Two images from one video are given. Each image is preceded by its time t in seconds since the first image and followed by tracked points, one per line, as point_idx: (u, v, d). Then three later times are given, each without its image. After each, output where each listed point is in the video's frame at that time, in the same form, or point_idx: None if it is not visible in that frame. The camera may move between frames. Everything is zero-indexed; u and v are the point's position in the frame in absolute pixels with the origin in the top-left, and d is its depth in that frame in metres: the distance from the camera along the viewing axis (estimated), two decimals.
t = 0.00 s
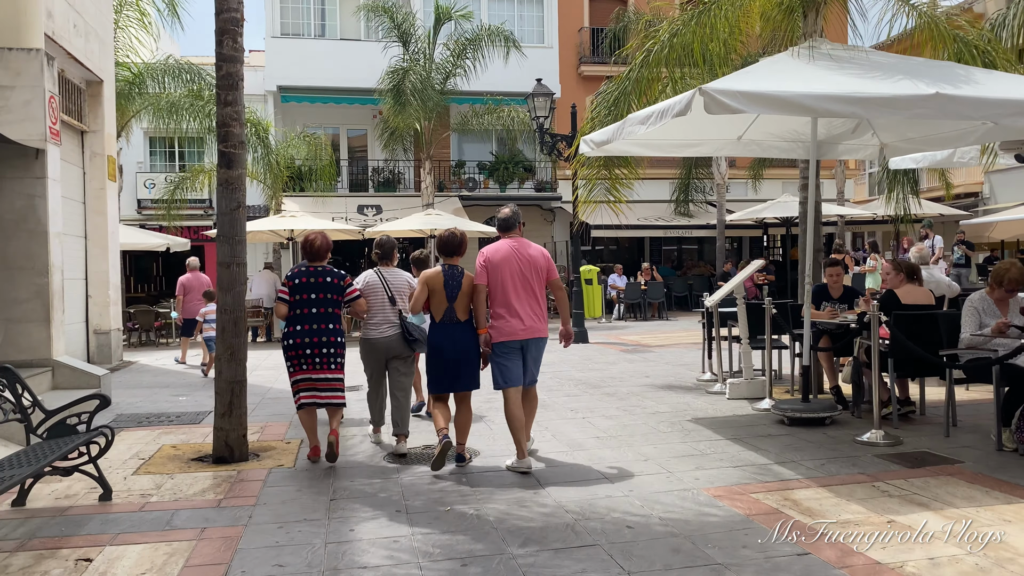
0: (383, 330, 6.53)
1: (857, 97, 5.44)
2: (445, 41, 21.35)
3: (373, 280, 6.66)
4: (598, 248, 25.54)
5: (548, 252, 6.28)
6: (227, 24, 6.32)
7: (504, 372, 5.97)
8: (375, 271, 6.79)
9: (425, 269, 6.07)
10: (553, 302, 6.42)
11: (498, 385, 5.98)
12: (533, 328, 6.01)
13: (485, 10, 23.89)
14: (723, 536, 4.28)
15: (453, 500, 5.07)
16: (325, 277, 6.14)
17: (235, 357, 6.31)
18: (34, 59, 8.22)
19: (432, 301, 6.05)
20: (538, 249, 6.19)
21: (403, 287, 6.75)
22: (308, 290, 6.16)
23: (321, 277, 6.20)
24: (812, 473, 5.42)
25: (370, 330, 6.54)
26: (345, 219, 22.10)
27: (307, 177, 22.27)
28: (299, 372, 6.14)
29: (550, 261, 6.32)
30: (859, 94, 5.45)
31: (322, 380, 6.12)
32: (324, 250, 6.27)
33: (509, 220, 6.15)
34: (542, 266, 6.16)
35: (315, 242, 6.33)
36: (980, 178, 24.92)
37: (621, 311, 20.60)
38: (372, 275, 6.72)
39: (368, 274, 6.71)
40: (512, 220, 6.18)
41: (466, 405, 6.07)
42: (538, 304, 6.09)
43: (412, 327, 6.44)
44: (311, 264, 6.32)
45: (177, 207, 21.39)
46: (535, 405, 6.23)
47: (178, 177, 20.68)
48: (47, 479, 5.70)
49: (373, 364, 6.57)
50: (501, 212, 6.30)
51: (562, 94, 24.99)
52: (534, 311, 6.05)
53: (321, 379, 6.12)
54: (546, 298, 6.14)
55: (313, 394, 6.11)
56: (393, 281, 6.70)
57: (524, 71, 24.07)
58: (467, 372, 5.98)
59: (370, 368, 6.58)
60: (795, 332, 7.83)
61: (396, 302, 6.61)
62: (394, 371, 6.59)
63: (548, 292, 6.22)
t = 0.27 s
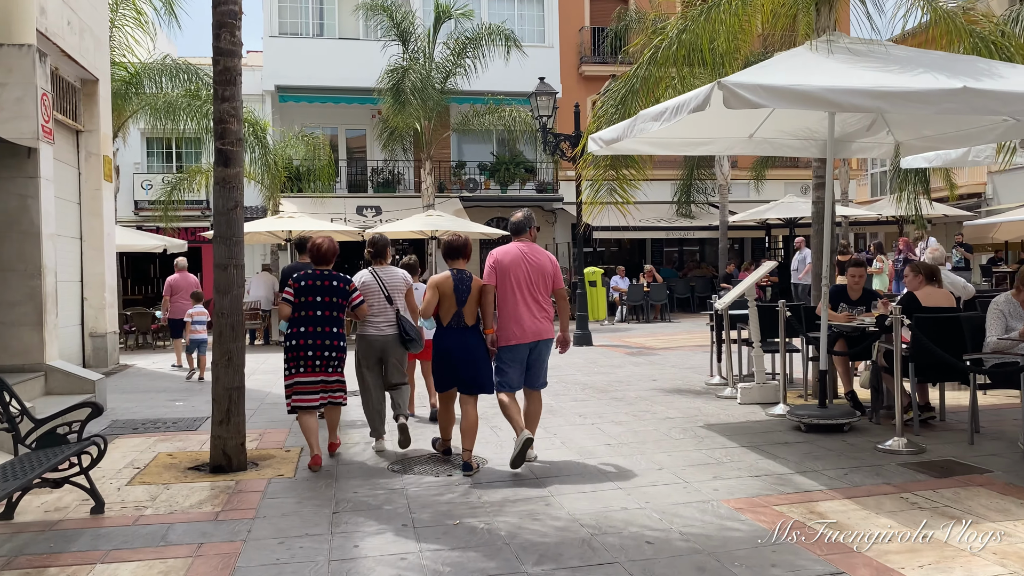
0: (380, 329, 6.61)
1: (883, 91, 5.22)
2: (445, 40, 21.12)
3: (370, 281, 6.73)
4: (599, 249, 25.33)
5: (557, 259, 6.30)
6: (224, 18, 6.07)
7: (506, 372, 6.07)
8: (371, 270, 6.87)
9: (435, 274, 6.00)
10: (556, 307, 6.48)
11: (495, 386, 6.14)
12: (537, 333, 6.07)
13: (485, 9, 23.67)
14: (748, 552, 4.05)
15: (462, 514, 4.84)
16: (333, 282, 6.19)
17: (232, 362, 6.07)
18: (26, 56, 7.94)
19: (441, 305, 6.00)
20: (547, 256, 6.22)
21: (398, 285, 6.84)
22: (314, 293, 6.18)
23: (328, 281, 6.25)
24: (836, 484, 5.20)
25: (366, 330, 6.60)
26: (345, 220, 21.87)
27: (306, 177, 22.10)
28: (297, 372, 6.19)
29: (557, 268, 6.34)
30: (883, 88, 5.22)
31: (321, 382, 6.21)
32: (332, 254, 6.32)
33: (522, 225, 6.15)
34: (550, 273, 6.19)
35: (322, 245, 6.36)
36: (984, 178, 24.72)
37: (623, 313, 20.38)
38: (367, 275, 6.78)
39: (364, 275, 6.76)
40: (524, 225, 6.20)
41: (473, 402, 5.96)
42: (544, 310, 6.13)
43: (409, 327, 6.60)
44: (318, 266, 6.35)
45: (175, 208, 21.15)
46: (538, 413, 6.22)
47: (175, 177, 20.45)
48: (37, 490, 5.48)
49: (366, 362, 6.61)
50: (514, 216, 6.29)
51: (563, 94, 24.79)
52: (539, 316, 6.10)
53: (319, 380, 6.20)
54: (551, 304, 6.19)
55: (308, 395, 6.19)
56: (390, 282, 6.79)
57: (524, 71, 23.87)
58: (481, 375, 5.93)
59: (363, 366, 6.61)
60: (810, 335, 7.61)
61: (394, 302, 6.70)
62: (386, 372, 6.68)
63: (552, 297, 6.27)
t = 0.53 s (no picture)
0: (373, 333, 6.51)
1: (896, 87, 5.06)
2: (438, 41, 20.91)
3: (362, 285, 6.62)
4: (593, 251, 25.17)
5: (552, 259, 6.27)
6: (213, 11, 5.85)
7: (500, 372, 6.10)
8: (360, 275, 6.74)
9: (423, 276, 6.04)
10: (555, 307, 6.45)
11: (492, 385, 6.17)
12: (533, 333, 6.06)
13: (478, 10, 23.48)
14: (764, 567, 3.88)
15: (462, 526, 4.65)
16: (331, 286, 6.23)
17: (222, 369, 5.86)
18: (9, 53, 7.68)
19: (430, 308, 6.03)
20: (541, 256, 6.20)
21: (392, 291, 6.70)
22: (312, 295, 6.25)
23: (326, 284, 6.28)
24: (848, 492, 5.03)
25: (360, 333, 6.47)
26: (336, 222, 21.64)
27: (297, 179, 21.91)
28: (297, 374, 6.28)
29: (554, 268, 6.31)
30: (894, 83, 5.05)
31: (319, 383, 6.31)
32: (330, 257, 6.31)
33: (515, 226, 6.15)
34: (545, 273, 6.18)
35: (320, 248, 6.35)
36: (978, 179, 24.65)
37: (618, 315, 20.22)
38: (360, 279, 6.68)
39: (356, 279, 6.65)
40: (518, 225, 6.18)
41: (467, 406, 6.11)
42: (539, 310, 6.12)
43: (403, 331, 6.54)
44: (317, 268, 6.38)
45: (164, 210, 20.88)
46: (537, 416, 6.04)
47: (164, 179, 20.18)
48: (19, 503, 5.26)
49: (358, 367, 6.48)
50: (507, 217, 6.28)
51: (557, 96, 24.62)
52: (534, 317, 6.08)
53: (318, 381, 6.31)
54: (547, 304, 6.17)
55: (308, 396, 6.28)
56: (380, 285, 6.68)
57: (518, 72, 23.69)
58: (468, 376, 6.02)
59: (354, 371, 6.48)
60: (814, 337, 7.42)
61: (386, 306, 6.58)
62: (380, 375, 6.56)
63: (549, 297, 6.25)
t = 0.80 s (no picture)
0: (359, 335, 6.46)
1: (900, 84, 4.94)
2: (422, 40, 20.71)
3: (348, 286, 6.54)
4: (580, 252, 25.06)
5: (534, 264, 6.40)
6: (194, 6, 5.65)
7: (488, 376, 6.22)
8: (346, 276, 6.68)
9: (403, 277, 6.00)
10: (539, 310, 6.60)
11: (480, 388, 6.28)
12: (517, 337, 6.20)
13: (462, 10, 23.31)
14: None
15: (457, 540, 4.47)
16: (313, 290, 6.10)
17: (206, 376, 5.66)
18: None
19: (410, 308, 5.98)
20: (523, 259, 6.32)
21: (378, 293, 6.67)
22: (294, 301, 6.10)
23: (308, 288, 6.16)
24: (854, 500, 4.90)
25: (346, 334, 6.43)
26: (321, 224, 21.41)
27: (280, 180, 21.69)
28: (286, 382, 6.10)
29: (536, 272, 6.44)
30: (898, 81, 4.93)
31: (310, 388, 6.11)
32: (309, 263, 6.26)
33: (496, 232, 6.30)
34: (528, 275, 6.31)
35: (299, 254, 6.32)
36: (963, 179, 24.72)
37: (606, 317, 20.09)
38: (345, 281, 6.59)
39: (341, 280, 6.57)
40: (499, 231, 6.34)
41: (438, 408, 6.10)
42: (524, 312, 6.24)
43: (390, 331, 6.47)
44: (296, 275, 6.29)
45: (145, 212, 20.55)
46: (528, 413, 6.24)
47: (145, 181, 19.87)
48: None
49: (347, 369, 6.47)
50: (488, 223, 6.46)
51: (543, 96, 24.49)
52: (518, 320, 6.22)
53: (308, 387, 6.11)
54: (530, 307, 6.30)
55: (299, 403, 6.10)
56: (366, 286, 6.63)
57: (504, 72, 23.54)
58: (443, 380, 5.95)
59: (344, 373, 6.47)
60: (811, 340, 7.33)
61: (373, 308, 6.53)
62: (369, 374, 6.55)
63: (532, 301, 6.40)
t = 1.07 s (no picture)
0: (337, 334, 6.52)
1: (896, 79, 4.91)
2: (403, 37, 20.53)
3: (326, 287, 6.63)
4: (562, 250, 25.02)
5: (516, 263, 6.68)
6: None
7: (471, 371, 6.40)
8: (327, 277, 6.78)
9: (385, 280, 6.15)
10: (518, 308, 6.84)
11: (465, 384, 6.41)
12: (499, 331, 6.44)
13: (443, 6, 23.16)
14: None
15: (452, 545, 4.39)
16: (293, 288, 6.17)
17: (191, 379, 5.52)
18: None
19: (392, 310, 6.14)
20: (505, 259, 6.62)
21: (355, 292, 6.72)
22: (273, 300, 6.16)
23: (286, 287, 6.23)
24: (850, 498, 4.86)
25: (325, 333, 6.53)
26: (300, 223, 21.23)
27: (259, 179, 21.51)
28: (266, 380, 6.16)
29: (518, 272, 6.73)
30: (894, 76, 4.90)
31: (291, 385, 6.18)
32: (289, 262, 6.31)
33: (483, 230, 6.55)
34: (510, 274, 6.59)
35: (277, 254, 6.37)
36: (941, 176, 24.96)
37: (589, 315, 20.06)
38: (323, 281, 6.68)
39: (320, 281, 6.67)
40: (483, 230, 6.60)
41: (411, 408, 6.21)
42: (505, 308, 6.52)
43: (366, 330, 6.45)
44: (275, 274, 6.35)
45: (121, 212, 20.20)
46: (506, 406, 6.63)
47: (121, 180, 19.55)
48: None
49: (329, 369, 6.56)
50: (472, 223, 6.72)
51: (524, 94, 24.41)
52: (499, 315, 6.45)
53: (290, 384, 6.18)
54: (511, 304, 6.55)
55: (282, 400, 6.16)
56: (346, 286, 6.68)
57: (486, 69, 23.43)
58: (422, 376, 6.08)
59: (327, 373, 6.57)
60: (801, 338, 7.29)
61: (350, 306, 6.59)
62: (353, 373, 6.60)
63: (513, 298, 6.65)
